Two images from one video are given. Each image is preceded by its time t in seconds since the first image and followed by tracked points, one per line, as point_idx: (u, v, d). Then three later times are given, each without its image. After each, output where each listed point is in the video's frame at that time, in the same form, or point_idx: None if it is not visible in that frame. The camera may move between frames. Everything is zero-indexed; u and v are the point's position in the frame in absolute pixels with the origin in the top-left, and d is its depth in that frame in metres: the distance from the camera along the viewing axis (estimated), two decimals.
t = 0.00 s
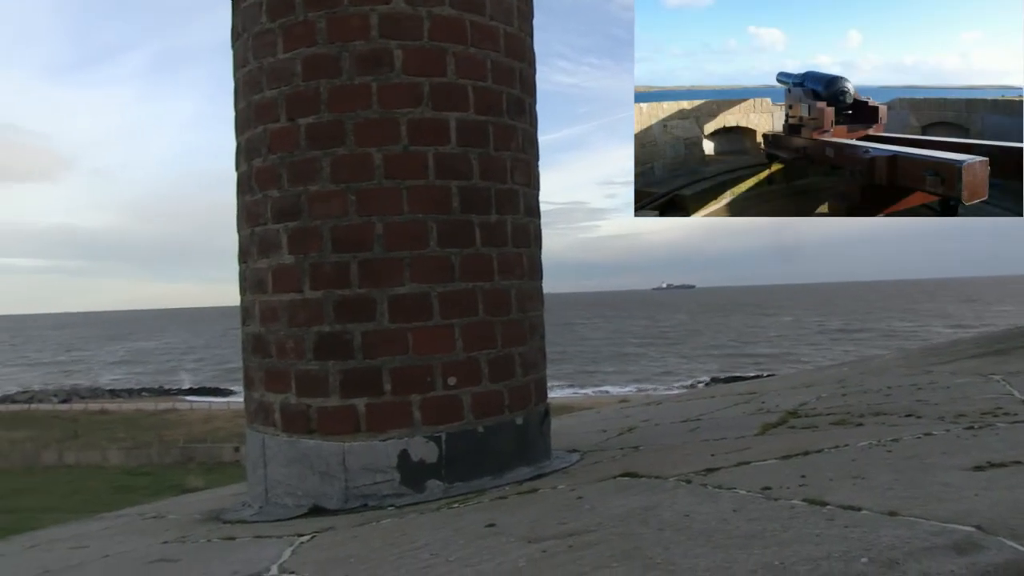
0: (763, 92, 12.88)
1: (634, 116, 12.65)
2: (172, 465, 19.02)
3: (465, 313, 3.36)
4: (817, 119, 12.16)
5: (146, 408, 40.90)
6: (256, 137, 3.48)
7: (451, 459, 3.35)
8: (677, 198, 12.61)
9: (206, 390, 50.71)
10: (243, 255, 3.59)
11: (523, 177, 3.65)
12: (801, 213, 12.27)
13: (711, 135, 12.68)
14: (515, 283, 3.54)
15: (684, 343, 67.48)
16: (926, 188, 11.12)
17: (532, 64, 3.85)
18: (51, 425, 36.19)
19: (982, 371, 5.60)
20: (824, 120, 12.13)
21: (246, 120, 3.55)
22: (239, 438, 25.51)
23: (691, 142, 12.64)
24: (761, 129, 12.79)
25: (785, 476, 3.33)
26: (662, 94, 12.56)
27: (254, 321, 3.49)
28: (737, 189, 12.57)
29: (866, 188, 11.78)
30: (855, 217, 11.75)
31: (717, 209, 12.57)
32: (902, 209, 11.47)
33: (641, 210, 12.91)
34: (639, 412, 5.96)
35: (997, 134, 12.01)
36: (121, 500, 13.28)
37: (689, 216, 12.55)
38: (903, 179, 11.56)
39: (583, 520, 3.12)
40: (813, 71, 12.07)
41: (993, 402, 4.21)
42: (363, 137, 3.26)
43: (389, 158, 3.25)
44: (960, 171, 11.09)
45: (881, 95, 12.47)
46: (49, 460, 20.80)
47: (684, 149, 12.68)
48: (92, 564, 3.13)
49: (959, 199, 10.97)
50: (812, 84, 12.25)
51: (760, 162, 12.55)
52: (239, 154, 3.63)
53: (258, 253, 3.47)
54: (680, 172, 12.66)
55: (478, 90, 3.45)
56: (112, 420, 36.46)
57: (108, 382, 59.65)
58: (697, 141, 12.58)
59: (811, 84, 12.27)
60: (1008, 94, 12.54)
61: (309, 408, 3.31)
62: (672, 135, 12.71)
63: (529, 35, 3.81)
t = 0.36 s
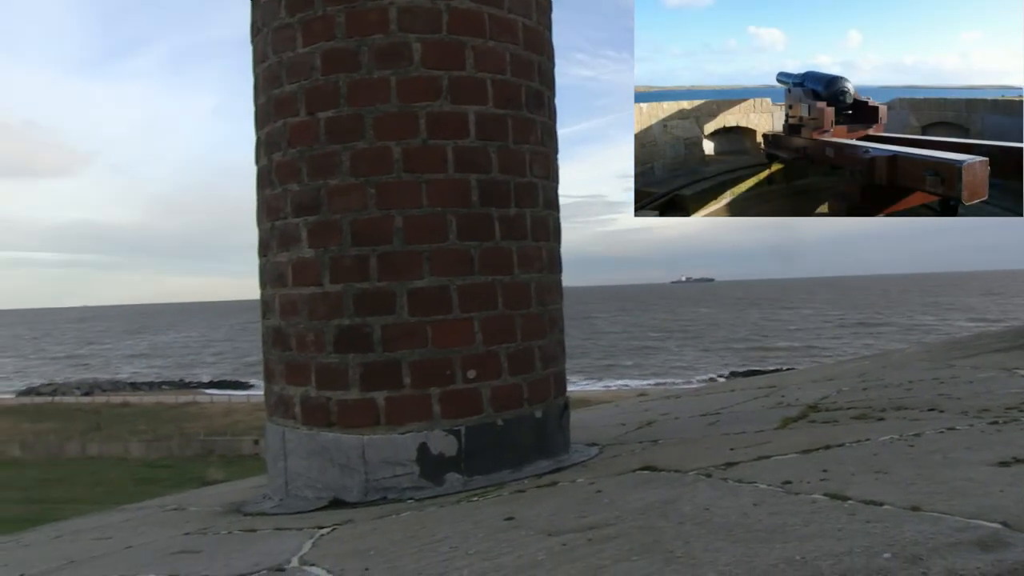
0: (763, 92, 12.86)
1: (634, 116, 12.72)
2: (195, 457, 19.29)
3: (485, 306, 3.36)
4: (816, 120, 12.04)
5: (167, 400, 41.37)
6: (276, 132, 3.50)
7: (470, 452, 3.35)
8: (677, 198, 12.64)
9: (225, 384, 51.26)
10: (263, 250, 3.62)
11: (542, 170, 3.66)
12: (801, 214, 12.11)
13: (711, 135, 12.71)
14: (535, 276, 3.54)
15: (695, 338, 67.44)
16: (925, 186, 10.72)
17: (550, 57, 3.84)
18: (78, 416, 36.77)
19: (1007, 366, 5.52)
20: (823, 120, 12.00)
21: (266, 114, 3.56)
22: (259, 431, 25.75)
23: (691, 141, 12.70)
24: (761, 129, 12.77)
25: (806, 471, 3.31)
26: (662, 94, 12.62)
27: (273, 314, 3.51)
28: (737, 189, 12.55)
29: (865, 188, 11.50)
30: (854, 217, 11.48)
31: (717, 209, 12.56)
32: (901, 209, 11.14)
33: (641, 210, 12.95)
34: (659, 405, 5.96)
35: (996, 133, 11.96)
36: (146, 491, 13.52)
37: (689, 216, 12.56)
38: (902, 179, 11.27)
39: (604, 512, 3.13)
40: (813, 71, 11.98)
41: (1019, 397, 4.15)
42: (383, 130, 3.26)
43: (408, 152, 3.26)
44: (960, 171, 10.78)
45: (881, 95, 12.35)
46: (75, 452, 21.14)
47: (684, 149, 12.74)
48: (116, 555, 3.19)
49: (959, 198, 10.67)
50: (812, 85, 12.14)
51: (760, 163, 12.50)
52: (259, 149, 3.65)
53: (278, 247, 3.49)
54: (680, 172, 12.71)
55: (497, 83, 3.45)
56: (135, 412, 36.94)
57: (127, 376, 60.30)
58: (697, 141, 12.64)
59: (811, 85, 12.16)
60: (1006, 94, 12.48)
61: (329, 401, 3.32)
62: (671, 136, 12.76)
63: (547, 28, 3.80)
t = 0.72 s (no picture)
0: (763, 92, 12.77)
1: (634, 116, 12.80)
2: (221, 451, 19.56)
3: (509, 301, 3.36)
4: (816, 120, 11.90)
5: (192, 395, 41.85)
6: (301, 128, 3.51)
7: (495, 448, 3.36)
8: (677, 198, 12.71)
9: (243, 379, 51.83)
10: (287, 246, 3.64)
11: (566, 165, 3.66)
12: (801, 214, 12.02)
13: (711, 135, 12.71)
14: (559, 271, 3.54)
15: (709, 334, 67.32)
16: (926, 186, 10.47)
17: (574, 51, 3.83)
18: (106, 411, 37.35)
19: None
20: (823, 120, 11.84)
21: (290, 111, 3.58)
22: (284, 426, 26.02)
23: (691, 142, 12.74)
24: (761, 129, 12.71)
25: (832, 467, 3.29)
26: (661, 95, 12.65)
27: (299, 310, 3.53)
28: (737, 189, 12.54)
29: (865, 188, 11.32)
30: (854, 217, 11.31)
31: (717, 209, 12.62)
32: (901, 209, 10.97)
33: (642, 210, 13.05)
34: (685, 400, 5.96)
35: (998, 133, 11.85)
36: (172, 484, 13.73)
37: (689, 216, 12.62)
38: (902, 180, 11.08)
39: (629, 507, 3.13)
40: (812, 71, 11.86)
41: None
42: (407, 126, 3.27)
43: (433, 147, 3.26)
44: (960, 171, 10.58)
45: (880, 95, 12.14)
46: (103, 445, 21.50)
47: (683, 149, 12.78)
48: (143, 548, 3.24)
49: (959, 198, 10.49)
50: (812, 85, 12.01)
51: (760, 163, 12.42)
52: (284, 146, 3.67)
53: (303, 242, 3.51)
54: (680, 172, 12.78)
55: (522, 77, 3.45)
56: (159, 406, 37.55)
57: (146, 372, 60.94)
58: (695, 142, 12.69)
59: (811, 85, 12.03)
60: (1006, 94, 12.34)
61: (355, 396, 3.34)
62: (673, 136, 12.77)
63: (570, 22, 3.79)
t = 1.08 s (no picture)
0: (763, 92, 12.73)
1: (634, 116, 12.66)
2: (248, 444, 19.90)
3: (537, 294, 3.36)
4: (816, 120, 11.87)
5: (216, 389, 42.46)
6: (329, 123, 3.53)
7: (522, 441, 3.36)
8: (677, 198, 12.62)
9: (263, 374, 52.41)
10: (315, 240, 3.66)
11: (594, 158, 3.65)
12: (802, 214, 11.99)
13: (711, 135, 12.66)
14: (587, 264, 3.53)
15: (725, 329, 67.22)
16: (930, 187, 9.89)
17: (601, 44, 3.81)
18: (136, 403, 37.96)
19: None
20: (824, 120, 11.81)
21: (318, 105, 3.60)
22: (311, 419, 26.33)
23: (689, 142, 12.71)
24: (761, 129, 12.67)
25: (864, 462, 3.26)
26: (661, 95, 12.54)
27: (327, 303, 3.55)
28: (737, 189, 12.49)
29: (865, 188, 11.15)
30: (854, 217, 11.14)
31: (717, 208, 12.57)
32: (902, 209, 10.81)
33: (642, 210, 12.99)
34: (712, 394, 5.96)
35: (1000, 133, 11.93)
36: (199, 476, 13.98)
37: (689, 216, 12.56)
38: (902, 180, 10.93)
39: (657, 501, 3.12)
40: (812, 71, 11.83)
41: None
42: (435, 119, 3.27)
43: (460, 140, 3.26)
44: (960, 170, 10.32)
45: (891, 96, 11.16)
46: (133, 437, 21.96)
47: (683, 149, 12.71)
48: (174, 539, 3.28)
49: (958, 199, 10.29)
50: (812, 85, 11.97)
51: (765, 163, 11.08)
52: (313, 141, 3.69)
53: (331, 236, 3.53)
54: (680, 172, 12.67)
55: (550, 71, 3.44)
56: (184, 399, 38.15)
57: (168, 367, 61.70)
58: (695, 141, 12.62)
59: (811, 86, 11.98)
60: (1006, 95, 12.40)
61: (383, 390, 3.35)
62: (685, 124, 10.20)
63: (596, 15, 3.77)
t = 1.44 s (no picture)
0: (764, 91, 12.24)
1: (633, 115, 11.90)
2: (279, 435, 20.12)
3: (565, 287, 3.38)
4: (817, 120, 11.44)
5: (240, 381, 42.94)
6: (355, 116, 3.55)
7: (550, 434, 3.38)
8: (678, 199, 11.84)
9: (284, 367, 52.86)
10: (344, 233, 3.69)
11: (622, 150, 3.66)
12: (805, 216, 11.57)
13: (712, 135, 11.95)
14: (614, 257, 3.54)
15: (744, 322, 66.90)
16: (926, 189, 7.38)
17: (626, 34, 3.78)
18: (163, 395, 38.43)
19: None
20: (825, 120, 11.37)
21: (346, 98, 3.62)
22: (339, 411, 26.48)
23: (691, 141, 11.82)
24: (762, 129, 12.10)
25: (896, 457, 3.22)
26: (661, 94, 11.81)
27: (356, 296, 3.59)
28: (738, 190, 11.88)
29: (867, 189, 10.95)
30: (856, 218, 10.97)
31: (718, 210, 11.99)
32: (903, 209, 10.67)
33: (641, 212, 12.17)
34: (740, 387, 5.96)
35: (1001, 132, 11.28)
36: (226, 468, 14.11)
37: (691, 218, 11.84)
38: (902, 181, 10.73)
39: (686, 495, 3.10)
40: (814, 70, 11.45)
41: None
42: (462, 112, 3.28)
43: (488, 133, 3.27)
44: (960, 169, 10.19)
45: (881, 95, 8.72)
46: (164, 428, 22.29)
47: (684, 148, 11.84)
48: (206, 529, 3.34)
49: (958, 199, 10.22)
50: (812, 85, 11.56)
51: (761, 162, 8.40)
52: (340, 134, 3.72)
53: (360, 229, 3.56)
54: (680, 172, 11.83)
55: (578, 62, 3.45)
56: (211, 391, 38.64)
57: (188, 359, 62.21)
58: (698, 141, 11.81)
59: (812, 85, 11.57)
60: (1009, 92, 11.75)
61: (412, 383, 3.39)
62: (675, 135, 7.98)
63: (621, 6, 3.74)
